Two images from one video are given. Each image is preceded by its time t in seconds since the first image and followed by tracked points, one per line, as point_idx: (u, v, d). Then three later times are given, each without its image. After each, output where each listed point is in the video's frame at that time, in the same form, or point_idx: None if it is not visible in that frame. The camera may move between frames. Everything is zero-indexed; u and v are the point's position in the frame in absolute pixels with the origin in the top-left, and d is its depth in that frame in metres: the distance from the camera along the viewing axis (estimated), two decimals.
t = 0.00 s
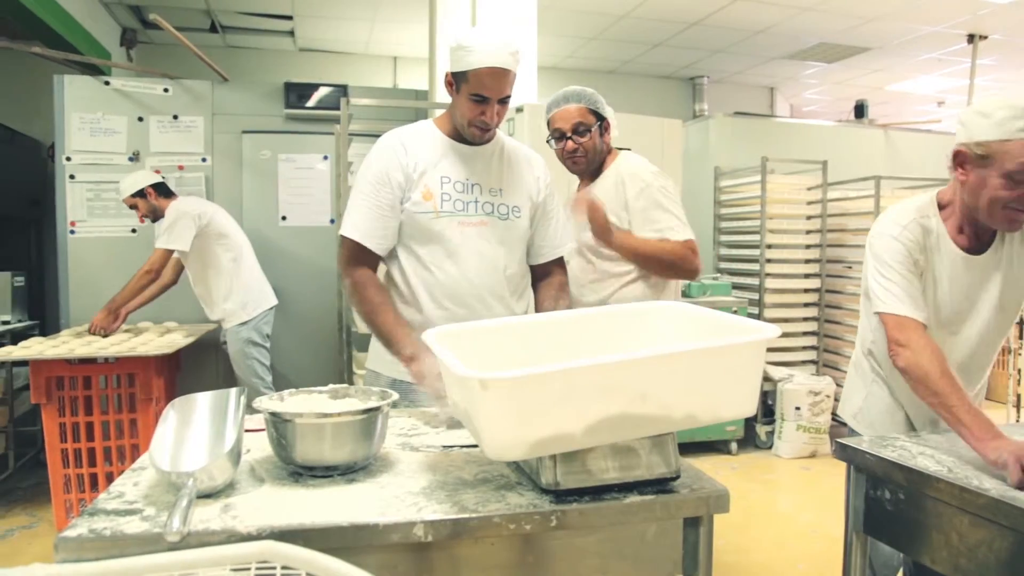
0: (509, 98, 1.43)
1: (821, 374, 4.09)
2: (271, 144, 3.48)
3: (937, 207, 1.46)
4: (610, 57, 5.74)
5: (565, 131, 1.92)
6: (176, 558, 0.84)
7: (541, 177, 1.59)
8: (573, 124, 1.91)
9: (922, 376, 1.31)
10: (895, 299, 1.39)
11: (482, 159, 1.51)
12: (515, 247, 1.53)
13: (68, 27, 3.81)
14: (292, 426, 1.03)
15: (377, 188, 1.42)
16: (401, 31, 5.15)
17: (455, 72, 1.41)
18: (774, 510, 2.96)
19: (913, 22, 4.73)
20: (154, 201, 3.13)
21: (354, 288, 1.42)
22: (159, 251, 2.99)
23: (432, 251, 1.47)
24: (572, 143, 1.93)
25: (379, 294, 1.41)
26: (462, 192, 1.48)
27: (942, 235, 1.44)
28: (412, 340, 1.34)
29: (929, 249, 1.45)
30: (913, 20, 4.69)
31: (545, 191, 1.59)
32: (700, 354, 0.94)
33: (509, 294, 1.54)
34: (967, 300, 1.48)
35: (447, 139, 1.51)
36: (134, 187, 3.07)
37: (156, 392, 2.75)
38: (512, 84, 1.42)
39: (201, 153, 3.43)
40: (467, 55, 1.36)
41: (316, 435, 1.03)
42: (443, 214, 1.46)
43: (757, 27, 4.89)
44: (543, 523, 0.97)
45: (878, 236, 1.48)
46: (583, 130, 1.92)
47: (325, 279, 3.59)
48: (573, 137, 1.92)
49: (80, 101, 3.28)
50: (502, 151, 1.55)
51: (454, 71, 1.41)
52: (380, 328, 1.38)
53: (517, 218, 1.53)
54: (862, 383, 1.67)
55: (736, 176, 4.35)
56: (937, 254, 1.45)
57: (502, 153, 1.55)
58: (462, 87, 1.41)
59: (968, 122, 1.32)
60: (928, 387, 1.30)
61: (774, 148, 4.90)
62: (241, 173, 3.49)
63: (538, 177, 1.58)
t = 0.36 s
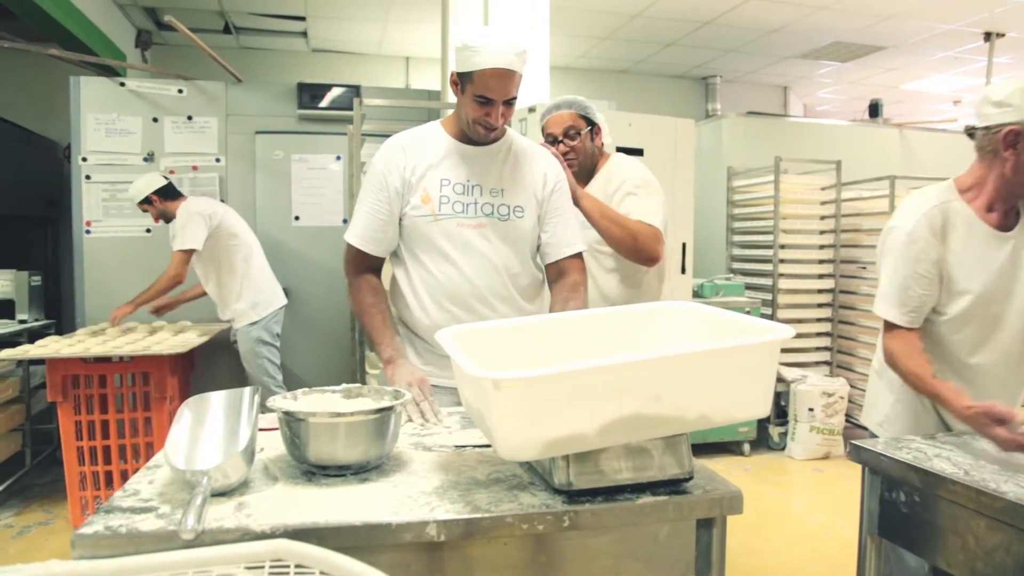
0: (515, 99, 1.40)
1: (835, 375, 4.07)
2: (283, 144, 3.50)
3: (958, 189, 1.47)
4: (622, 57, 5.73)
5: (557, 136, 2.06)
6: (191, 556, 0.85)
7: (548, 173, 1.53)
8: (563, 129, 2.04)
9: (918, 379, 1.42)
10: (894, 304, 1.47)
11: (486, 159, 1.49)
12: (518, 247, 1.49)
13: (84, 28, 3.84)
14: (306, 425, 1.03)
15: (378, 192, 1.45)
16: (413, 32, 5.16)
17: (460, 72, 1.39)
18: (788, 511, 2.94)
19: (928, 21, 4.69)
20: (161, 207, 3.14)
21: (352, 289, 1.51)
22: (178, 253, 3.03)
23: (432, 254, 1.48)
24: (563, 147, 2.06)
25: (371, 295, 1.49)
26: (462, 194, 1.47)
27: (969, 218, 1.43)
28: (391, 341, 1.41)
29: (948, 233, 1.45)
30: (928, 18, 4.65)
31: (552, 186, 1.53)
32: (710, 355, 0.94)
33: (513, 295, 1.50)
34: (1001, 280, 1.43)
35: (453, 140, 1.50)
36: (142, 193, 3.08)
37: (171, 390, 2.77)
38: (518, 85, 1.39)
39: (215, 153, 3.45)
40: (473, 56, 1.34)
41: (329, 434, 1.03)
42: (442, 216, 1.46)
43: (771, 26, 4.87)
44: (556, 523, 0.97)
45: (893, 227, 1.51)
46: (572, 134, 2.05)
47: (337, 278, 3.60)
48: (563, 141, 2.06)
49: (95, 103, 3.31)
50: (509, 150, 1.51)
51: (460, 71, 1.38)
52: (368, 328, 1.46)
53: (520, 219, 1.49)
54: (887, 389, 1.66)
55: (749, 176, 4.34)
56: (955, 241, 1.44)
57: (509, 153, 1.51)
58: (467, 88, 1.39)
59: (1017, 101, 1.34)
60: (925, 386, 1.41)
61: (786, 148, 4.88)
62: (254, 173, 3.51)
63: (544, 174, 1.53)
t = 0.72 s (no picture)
0: (512, 100, 1.36)
1: (850, 377, 4.05)
2: (298, 144, 3.51)
3: None
4: (636, 57, 5.72)
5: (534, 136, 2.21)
6: (206, 554, 0.85)
7: (550, 171, 1.46)
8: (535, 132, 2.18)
9: None
10: (993, 284, 1.43)
11: (487, 160, 1.46)
12: (517, 249, 1.46)
13: (101, 30, 3.88)
14: (320, 424, 1.04)
15: (383, 196, 1.48)
16: (427, 32, 5.17)
17: (455, 73, 1.36)
18: (802, 513, 2.93)
19: (946, 18, 4.64)
20: (184, 205, 3.18)
21: (368, 287, 1.52)
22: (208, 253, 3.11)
23: (434, 256, 1.48)
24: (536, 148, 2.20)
25: (384, 294, 1.50)
26: (461, 196, 1.45)
27: None
28: (406, 339, 1.42)
29: None
30: (946, 16, 4.60)
31: (553, 184, 1.46)
32: (720, 357, 0.93)
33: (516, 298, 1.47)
34: None
35: (454, 142, 1.47)
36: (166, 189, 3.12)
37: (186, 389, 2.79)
38: (514, 85, 1.35)
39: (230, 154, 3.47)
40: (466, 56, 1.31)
41: (342, 434, 1.04)
42: (441, 219, 1.45)
43: (785, 25, 4.84)
44: (570, 524, 0.97)
45: (968, 213, 1.50)
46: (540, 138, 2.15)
47: (350, 278, 3.62)
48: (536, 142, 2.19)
49: (113, 104, 3.34)
50: (511, 149, 1.47)
51: (455, 73, 1.36)
52: (381, 325, 1.47)
53: (519, 220, 1.44)
54: (924, 389, 1.69)
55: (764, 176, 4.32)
56: None
57: (511, 153, 1.47)
58: (463, 90, 1.36)
59: None
60: None
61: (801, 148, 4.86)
62: (268, 173, 3.52)
63: (544, 172, 1.46)
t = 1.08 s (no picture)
0: (518, 103, 1.35)
1: (866, 378, 4.02)
2: (312, 144, 3.53)
3: None
4: (650, 56, 5.71)
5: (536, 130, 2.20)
6: (220, 552, 0.85)
7: (557, 170, 1.46)
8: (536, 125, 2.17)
9: None
10: None
11: (494, 161, 1.45)
12: (528, 250, 1.45)
13: (118, 32, 3.91)
14: (335, 423, 1.04)
15: (391, 201, 1.49)
16: (441, 32, 5.17)
17: (460, 77, 1.34)
18: (817, 515, 2.91)
19: (964, 16, 4.60)
20: (206, 204, 3.20)
21: (378, 291, 1.53)
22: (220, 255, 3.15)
23: (444, 259, 1.48)
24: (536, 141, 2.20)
25: (395, 296, 1.51)
26: (469, 199, 1.45)
27: None
28: (417, 337, 1.42)
29: None
30: (964, 14, 4.56)
31: (561, 183, 1.45)
32: (734, 358, 0.93)
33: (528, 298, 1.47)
34: None
35: (461, 144, 1.47)
36: (188, 188, 3.15)
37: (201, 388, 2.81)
38: (519, 89, 1.34)
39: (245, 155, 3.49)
40: (471, 62, 1.29)
41: (358, 432, 1.04)
42: (451, 222, 1.45)
43: (801, 24, 4.81)
44: (584, 524, 0.97)
45: None
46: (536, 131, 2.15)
47: (364, 278, 3.63)
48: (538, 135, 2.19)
49: (130, 105, 3.37)
50: (518, 150, 1.47)
51: (460, 77, 1.34)
52: (392, 326, 1.47)
53: (528, 220, 1.44)
54: (956, 382, 1.69)
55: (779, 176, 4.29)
56: None
57: (519, 153, 1.47)
58: (468, 95, 1.35)
59: None
60: None
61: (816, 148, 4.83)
62: (283, 173, 3.54)
63: (551, 171, 1.45)
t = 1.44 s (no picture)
0: (540, 106, 1.35)
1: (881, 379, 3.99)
2: (327, 144, 3.55)
3: None
4: (664, 55, 5.69)
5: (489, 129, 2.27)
6: (236, 551, 0.85)
7: (575, 173, 1.46)
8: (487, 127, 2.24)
9: None
10: None
11: (511, 161, 1.45)
12: (544, 250, 1.47)
13: (134, 34, 3.94)
14: (349, 423, 1.05)
15: (405, 198, 1.46)
16: (455, 32, 5.18)
17: (481, 77, 1.34)
18: (831, 517, 2.90)
19: (982, 14, 4.55)
20: (219, 200, 3.22)
21: (387, 288, 1.52)
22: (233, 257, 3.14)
23: (460, 258, 1.47)
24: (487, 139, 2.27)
25: (406, 292, 1.50)
26: (486, 199, 1.44)
27: None
28: (431, 333, 1.42)
29: None
30: (982, 11, 4.52)
31: (578, 184, 1.46)
32: (750, 359, 0.92)
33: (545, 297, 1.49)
34: None
35: (478, 143, 1.46)
36: (200, 186, 3.18)
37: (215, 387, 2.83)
38: (542, 92, 1.33)
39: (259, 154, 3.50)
40: (495, 63, 1.29)
41: (372, 432, 1.04)
42: (467, 222, 1.45)
43: (816, 22, 4.78)
44: (597, 524, 0.97)
45: None
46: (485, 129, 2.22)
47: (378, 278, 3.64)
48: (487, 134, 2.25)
49: (146, 105, 3.40)
50: (536, 149, 1.47)
51: (481, 77, 1.34)
52: (404, 322, 1.46)
53: (546, 221, 1.45)
54: (979, 384, 1.68)
55: (794, 175, 4.27)
56: None
57: (537, 153, 1.47)
58: (490, 96, 1.34)
59: None
60: None
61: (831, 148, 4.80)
62: (297, 172, 3.55)
63: (570, 173, 1.46)
